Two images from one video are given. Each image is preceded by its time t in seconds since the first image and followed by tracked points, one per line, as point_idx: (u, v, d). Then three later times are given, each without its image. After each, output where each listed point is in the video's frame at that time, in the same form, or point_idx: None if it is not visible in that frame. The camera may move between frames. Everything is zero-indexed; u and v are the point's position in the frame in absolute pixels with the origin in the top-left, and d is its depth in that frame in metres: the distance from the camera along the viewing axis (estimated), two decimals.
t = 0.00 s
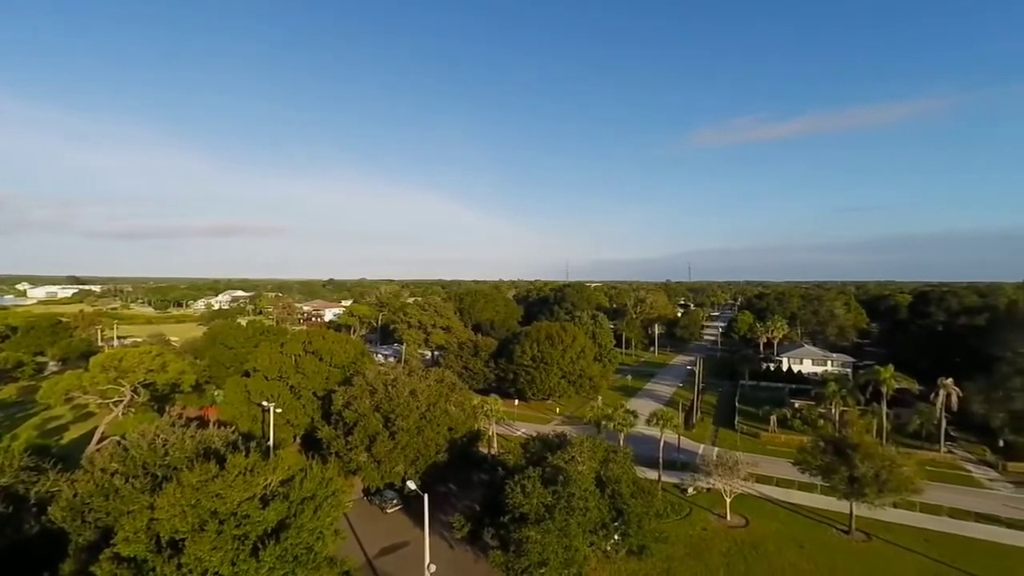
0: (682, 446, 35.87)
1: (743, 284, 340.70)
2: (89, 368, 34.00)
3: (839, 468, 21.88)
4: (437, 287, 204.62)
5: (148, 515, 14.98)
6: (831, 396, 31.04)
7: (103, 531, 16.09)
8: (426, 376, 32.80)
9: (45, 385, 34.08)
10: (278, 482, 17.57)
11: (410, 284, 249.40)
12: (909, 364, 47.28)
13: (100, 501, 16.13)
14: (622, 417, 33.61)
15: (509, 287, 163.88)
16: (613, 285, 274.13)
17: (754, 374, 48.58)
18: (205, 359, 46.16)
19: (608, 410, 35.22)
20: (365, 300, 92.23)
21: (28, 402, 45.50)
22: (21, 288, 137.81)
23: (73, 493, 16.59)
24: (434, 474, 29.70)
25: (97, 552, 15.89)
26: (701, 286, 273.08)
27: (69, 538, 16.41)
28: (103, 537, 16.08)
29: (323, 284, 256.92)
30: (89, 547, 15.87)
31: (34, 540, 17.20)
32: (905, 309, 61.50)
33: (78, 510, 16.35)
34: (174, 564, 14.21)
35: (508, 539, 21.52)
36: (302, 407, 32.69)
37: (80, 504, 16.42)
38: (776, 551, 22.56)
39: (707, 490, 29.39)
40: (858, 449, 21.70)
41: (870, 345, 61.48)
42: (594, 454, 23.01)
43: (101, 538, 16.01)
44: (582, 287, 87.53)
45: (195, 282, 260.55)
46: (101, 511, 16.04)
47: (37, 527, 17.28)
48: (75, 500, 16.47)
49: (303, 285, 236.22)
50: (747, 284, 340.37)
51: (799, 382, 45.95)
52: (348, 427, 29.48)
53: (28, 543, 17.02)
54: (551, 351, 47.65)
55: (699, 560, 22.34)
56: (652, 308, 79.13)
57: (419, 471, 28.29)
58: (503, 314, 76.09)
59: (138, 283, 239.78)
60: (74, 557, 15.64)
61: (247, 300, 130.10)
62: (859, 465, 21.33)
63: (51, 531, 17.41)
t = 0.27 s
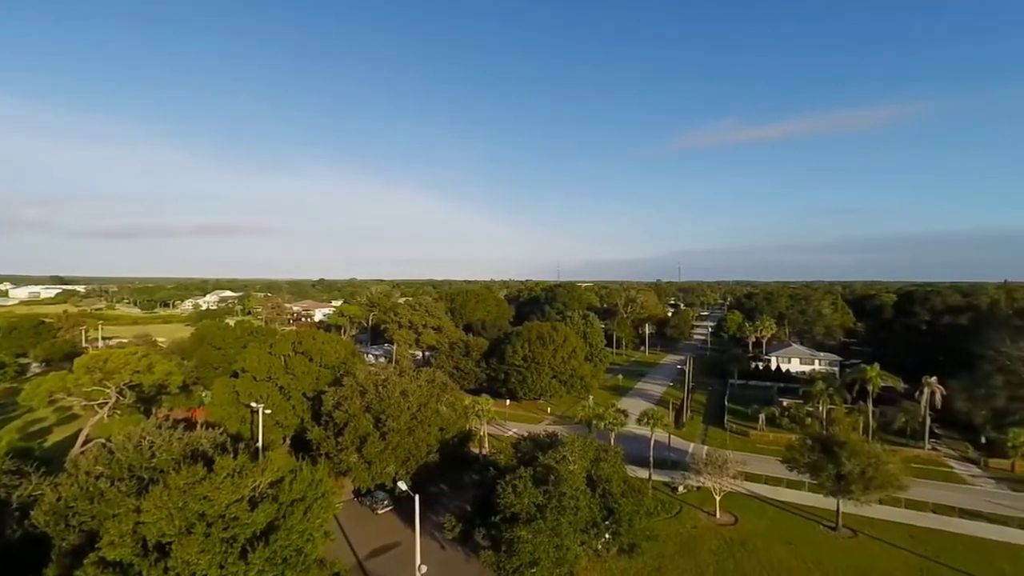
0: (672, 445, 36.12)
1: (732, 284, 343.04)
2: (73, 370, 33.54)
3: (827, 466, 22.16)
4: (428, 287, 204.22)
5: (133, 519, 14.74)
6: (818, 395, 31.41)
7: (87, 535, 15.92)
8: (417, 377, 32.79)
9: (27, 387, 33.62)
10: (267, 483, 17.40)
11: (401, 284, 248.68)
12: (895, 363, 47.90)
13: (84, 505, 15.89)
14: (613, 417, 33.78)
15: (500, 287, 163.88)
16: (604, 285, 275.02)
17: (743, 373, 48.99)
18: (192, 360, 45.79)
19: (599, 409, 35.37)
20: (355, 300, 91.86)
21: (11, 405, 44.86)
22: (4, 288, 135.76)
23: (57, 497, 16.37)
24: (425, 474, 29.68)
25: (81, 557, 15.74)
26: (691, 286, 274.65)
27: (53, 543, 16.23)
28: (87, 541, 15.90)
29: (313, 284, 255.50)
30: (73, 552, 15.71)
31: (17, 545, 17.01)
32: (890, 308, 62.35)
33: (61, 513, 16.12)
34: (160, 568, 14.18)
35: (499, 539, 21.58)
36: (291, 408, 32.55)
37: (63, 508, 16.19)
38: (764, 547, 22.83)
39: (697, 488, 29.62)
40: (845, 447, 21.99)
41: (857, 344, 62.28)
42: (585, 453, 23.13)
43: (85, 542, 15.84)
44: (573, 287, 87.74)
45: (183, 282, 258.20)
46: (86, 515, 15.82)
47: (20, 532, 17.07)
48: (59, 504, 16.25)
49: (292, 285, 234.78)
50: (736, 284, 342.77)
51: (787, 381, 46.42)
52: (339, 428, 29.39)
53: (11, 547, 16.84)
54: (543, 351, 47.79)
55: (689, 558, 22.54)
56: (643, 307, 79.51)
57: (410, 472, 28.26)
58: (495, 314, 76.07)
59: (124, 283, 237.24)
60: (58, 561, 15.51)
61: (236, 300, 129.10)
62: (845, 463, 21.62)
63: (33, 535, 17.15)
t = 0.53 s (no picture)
0: (662, 444, 36.37)
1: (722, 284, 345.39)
2: (56, 371, 32.99)
3: (814, 463, 22.43)
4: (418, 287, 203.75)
5: (118, 522, 14.64)
6: (806, 394, 31.78)
7: (71, 540, 15.74)
8: (408, 377, 32.78)
9: (8, 389, 32.79)
10: (256, 485, 17.34)
11: (391, 284, 247.92)
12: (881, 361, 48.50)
13: (68, 509, 15.75)
14: (604, 416, 33.95)
15: (491, 287, 163.83)
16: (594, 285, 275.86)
17: (732, 372, 49.38)
18: (179, 361, 45.39)
19: (590, 409, 35.53)
20: (345, 300, 91.45)
21: None
22: None
23: (40, 501, 16.21)
24: (416, 475, 29.66)
25: (64, 562, 15.54)
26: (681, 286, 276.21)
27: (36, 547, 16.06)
28: (71, 545, 15.73)
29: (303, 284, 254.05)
30: (56, 557, 15.52)
31: None
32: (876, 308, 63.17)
33: (44, 518, 16.03)
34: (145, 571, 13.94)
35: (491, 539, 21.65)
36: (280, 409, 32.37)
37: (47, 512, 16.05)
38: (753, 544, 23.09)
39: (686, 487, 29.88)
40: (832, 445, 22.28)
41: (843, 343, 63.07)
42: (576, 452, 23.27)
43: (69, 546, 15.70)
44: (564, 287, 87.98)
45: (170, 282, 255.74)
46: (69, 519, 15.68)
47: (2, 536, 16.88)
48: (42, 508, 16.09)
49: (281, 285, 233.29)
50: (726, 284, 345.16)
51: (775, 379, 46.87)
52: (329, 429, 29.31)
53: None
54: (533, 350, 47.90)
55: (679, 555, 22.74)
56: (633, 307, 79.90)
57: (401, 473, 28.24)
58: (485, 314, 76.05)
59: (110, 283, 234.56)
60: (41, 566, 15.30)
61: (224, 301, 128.05)
62: (832, 460, 21.91)
63: (15, 540, 16.93)
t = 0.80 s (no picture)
0: (652, 442, 36.62)
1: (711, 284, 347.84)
2: (37, 373, 32.71)
3: (800, 461, 22.72)
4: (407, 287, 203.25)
5: (101, 526, 14.54)
6: (792, 392, 32.16)
7: (52, 545, 15.58)
8: (397, 377, 32.75)
9: None
10: (244, 488, 17.25)
11: (381, 284, 247.13)
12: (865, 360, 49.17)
13: (50, 513, 15.58)
14: (594, 416, 34.11)
15: (481, 287, 163.81)
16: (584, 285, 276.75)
17: (721, 371, 49.80)
18: (165, 362, 44.94)
19: (580, 408, 35.69)
20: (334, 300, 91.06)
21: None
22: None
23: (22, 505, 16.03)
24: (406, 476, 29.63)
25: (45, 567, 15.44)
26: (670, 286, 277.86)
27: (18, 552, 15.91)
28: (53, 551, 15.59)
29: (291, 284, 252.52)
30: (37, 562, 15.39)
31: None
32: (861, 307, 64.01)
33: (25, 522, 15.88)
34: (128, 574, 13.80)
35: (481, 539, 21.71)
36: (268, 411, 32.15)
37: (27, 517, 15.89)
38: (740, 542, 23.35)
39: (675, 485, 30.12)
40: (818, 442, 22.59)
41: (829, 342, 63.84)
42: (566, 452, 23.41)
43: (50, 552, 15.52)
44: (554, 287, 88.23)
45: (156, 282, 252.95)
46: (50, 524, 15.50)
47: None
48: (23, 512, 15.89)
49: (269, 284, 231.64)
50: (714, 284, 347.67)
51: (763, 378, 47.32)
52: (318, 430, 29.21)
53: None
54: (524, 350, 48.01)
55: (667, 553, 22.94)
56: (623, 307, 80.30)
57: (390, 474, 28.20)
58: (475, 314, 76.07)
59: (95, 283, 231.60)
60: (22, 571, 15.23)
61: (211, 301, 126.95)
62: (818, 458, 22.21)
63: None
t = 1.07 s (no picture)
0: (639, 441, 36.91)
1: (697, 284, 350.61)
2: (13, 376, 31.90)
3: (784, 458, 23.06)
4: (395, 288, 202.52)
5: (80, 532, 14.40)
6: (776, 391, 32.61)
7: (29, 551, 15.32)
8: (385, 378, 32.70)
9: None
10: (228, 491, 17.12)
11: (368, 284, 245.95)
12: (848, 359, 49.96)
13: (27, 519, 15.34)
14: (582, 415, 34.30)
15: (468, 287, 163.69)
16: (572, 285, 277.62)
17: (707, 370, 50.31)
18: (146, 363, 44.41)
19: (568, 408, 35.87)
20: (321, 300, 90.52)
21: None
22: None
23: None
24: (393, 477, 29.59)
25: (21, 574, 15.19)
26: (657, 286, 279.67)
27: None
28: (30, 557, 15.34)
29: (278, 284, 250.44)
30: (14, 569, 15.14)
31: None
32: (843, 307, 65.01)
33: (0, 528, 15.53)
34: None
35: (469, 539, 21.78)
36: (253, 412, 31.95)
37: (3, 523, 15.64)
38: (726, 539, 23.64)
39: (662, 484, 30.41)
40: (801, 440, 22.94)
41: (813, 341, 64.77)
42: (554, 451, 23.54)
43: (27, 558, 15.28)
44: (542, 287, 88.46)
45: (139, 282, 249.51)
46: (27, 530, 15.26)
47: None
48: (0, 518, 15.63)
49: (255, 284, 229.54)
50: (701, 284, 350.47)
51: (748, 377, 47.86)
52: (304, 432, 29.06)
53: None
54: (512, 350, 48.12)
55: (654, 551, 23.17)
56: (610, 307, 80.75)
57: (378, 475, 28.16)
58: (464, 314, 76.04)
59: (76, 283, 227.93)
60: None
61: (195, 301, 125.53)
62: (802, 455, 22.56)
63: None
